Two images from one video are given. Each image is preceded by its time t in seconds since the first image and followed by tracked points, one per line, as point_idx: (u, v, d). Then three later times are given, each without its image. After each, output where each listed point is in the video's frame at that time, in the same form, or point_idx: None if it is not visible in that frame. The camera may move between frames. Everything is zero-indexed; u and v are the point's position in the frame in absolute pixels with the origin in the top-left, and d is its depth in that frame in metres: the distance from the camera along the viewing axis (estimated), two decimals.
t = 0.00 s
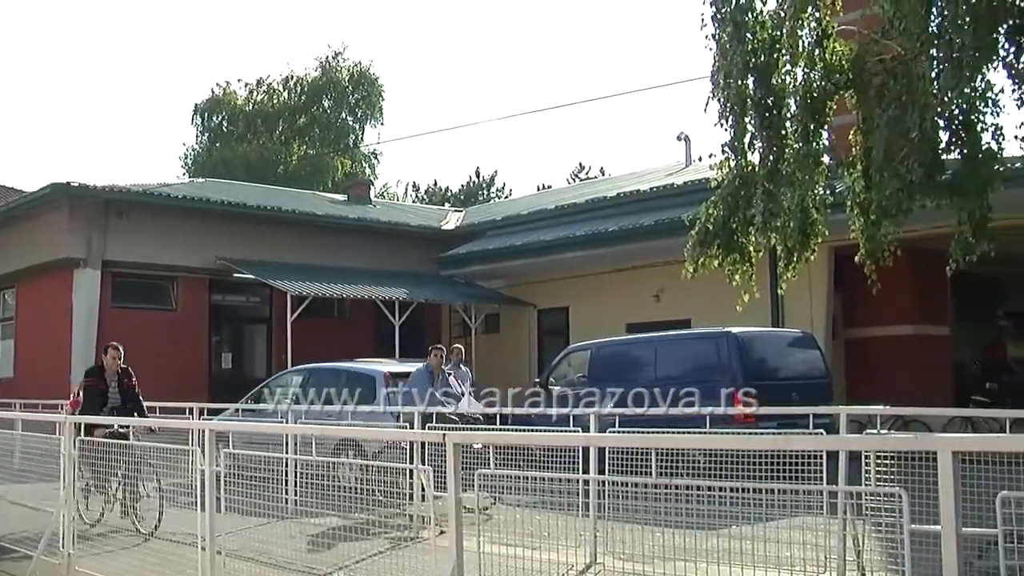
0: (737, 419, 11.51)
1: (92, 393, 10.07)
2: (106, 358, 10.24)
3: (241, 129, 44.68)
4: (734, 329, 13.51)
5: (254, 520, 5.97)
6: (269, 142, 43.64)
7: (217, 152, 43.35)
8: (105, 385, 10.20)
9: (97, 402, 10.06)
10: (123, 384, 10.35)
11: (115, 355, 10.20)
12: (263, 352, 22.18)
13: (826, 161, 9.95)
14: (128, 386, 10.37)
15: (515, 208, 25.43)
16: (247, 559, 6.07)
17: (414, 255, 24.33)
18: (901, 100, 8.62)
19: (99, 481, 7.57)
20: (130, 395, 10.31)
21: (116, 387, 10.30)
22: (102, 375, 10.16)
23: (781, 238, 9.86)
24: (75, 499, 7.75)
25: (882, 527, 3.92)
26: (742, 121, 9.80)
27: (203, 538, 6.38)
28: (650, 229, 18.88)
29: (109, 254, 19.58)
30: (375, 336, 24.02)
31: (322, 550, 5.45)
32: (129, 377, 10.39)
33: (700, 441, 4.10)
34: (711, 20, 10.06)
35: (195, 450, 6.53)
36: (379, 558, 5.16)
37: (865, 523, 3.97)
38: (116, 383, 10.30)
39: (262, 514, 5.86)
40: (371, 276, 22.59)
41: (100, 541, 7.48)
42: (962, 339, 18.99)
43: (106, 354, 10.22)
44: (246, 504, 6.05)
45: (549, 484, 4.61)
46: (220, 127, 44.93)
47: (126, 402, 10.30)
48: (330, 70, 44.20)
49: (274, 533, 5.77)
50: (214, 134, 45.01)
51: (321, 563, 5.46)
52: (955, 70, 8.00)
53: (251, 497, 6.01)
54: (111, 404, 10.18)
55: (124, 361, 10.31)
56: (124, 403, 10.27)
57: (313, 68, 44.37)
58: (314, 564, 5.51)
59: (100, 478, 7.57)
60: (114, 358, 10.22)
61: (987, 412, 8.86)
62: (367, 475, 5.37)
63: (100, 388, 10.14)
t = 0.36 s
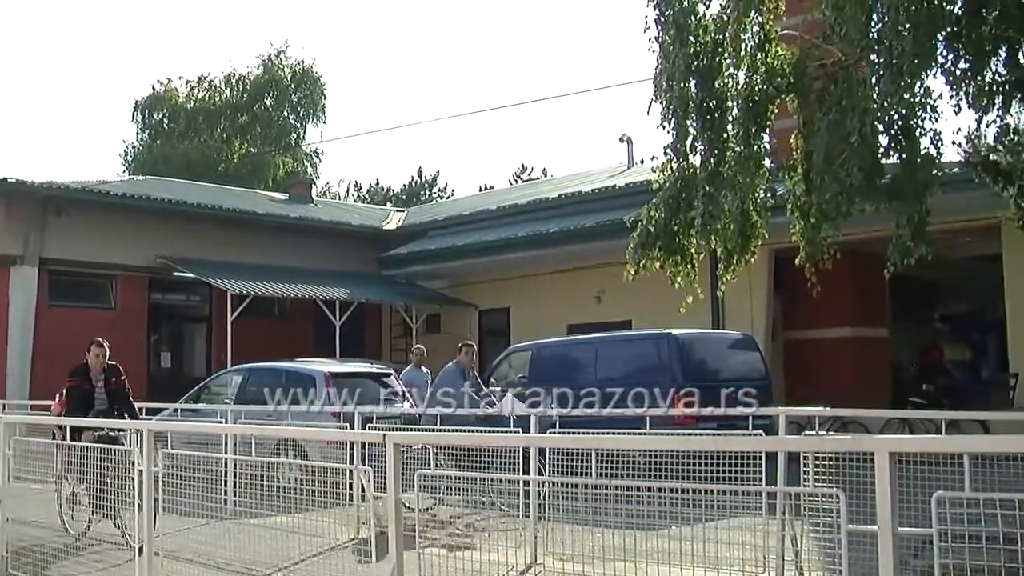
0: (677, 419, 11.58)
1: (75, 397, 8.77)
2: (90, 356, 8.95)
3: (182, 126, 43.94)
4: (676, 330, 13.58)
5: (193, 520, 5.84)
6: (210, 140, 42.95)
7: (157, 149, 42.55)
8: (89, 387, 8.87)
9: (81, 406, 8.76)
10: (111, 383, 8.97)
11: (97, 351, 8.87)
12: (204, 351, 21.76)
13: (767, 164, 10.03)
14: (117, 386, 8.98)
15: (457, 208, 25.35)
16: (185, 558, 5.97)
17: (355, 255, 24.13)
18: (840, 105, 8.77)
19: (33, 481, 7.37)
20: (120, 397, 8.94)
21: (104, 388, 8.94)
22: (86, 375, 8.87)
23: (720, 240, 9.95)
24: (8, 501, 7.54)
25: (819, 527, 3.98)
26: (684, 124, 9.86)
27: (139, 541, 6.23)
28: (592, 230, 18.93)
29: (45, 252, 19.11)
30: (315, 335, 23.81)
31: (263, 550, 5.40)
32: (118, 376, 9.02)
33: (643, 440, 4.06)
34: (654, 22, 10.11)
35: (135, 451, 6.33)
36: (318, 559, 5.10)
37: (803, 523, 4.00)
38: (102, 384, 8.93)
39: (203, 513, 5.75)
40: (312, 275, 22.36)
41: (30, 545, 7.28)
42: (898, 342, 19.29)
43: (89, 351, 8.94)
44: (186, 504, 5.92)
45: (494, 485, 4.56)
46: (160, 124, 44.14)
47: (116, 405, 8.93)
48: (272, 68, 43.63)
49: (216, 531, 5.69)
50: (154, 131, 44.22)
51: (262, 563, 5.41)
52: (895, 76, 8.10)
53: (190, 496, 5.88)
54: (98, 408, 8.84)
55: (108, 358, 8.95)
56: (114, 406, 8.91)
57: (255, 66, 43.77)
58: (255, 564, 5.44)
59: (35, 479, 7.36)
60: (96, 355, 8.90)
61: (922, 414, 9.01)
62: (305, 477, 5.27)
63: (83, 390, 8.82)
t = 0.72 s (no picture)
0: (620, 420, 11.59)
1: (73, 396, 7.70)
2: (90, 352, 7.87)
3: (124, 123, 43.15)
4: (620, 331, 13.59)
5: (133, 522, 5.72)
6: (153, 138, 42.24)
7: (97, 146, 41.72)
8: (87, 386, 7.79)
9: (78, 407, 7.70)
10: (112, 384, 7.90)
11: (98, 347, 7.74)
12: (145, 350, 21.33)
13: (711, 167, 10.07)
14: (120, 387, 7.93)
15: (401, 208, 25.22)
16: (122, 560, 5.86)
17: (298, 254, 23.87)
18: (783, 109, 8.86)
19: None
20: (122, 399, 7.90)
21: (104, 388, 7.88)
22: (85, 373, 7.80)
23: (662, 242, 9.99)
24: None
25: (761, 527, 3.87)
26: (627, 126, 9.88)
27: (77, 543, 6.09)
28: (537, 231, 18.91)
29: None
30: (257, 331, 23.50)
31: (203, 551, 5.29)
32: (120, 374, 7.95)
33: (585, 442, 4.06)
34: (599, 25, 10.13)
35: (73, 452, 6.18)
36: (259, 560, 5.01)
37: (745, 523, 3.87)
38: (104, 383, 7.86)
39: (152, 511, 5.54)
40: (254, 274, 22.08)
41: None
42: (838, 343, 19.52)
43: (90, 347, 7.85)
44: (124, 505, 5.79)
45: (436, 485, 4.46)
46: (102, 121, 43.33)
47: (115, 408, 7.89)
48: (216, 65, 42.98)
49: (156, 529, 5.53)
50: (96, 128, 43.39)
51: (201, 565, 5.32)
52: (837, 81, 8.24)
53: (130, 498, 5.75)
54: (96, 410, 7.78)
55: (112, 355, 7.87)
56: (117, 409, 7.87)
57: (198, 63, 43.09)
58: (195, 566, 5.34)
59: None
60: (99, 352, 7.82)
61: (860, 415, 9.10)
62: (245, 477, 5.16)
63: (82, 388, 7.75)
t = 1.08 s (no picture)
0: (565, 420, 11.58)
1: (88, 399, 6.61)
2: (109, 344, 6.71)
3: (67, 119, 42.29)
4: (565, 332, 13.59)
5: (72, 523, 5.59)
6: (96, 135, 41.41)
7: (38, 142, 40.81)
8: (103, 387, 6.70)
9: (93, 412, 6.63)
10: (130, 384, 6.82)
11: (121, 343, 6.62)
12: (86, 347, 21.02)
13: (656, 169, 10.08)
14: (139, 388, 6.85)
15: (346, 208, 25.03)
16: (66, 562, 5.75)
17: (242, 253, 23.56)
18: (729, 112, 8.97)
19: None
20: (142, 402, 6.84)
21: (121, 387, 6.80)
22: (104, 371, 6.67)
23: (607, 243, 10.04)
24: None
25: (704, 527, 3.89)
26: (574, 127, 9.92)
27: (17, 544, 5.95)
28: (483, 231, 18.85)
29: None
30: (201, 331, 23.18)
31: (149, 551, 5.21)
32: (140, 372, 6.86)
33: (532, 443, 4.01)
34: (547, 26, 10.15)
35: (11, 450, 6.04)
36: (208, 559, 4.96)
37: (688, 523, 3.91)
38: (121, 384, 6.77)
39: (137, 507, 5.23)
40: (198, 273, 21.77)
41: None
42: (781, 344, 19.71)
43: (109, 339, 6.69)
44: (62, 506, 5.65)
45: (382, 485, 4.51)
46: (45, 118, 42.44)
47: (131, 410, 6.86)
48: (161, 62, 42.20)
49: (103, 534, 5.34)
50: (39, 124, 42.50)
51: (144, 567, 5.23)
52: (784, 84, 8.33)
53: (67, 498, 5.61)
54: (111, 414, 6.73)
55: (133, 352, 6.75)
56: (136, 412, 6.83)
57: (143, 60, 42.30)
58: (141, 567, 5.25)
59: None
60: (120, 348, 6.67)
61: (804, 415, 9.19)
62: (183, 478, 5.03)
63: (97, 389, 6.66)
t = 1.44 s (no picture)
0: (509, 424, 11.43)
1: (125, 401, 5.88)
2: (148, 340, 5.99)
3: (10, 114, 41.32)
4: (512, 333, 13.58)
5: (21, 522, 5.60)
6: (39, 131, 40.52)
7: None
8: (141, 388, 5.97)
9: (130, 416, 5.90)
10: (168, 384, 6.11)
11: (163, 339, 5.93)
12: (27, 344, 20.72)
13: (603, 169, 10.14)
14: (177, 388, 6.16)
15: (292, 207, 24.76)
16: (18, 567, 5.73)
17: (186, 252, 23.20)
18: (676, 114, 9.02)
19: None
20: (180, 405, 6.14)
21: (157, 386, 6.10)
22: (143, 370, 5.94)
23: (554, 243, 10.06)
24: None
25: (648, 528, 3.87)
26: (521, 128, 9.90)
27: None
28: (431, 232, 18.75)
29: None
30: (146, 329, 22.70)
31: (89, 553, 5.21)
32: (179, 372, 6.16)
33: (479, 445, 3.99)
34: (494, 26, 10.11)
35: None
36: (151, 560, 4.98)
37: (632, 525, 3.89)
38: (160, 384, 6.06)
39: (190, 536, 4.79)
40: (141, 271, 21.41)
41: None
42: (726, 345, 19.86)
43: (147, 333, 5.97)
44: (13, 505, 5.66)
45: (326, 487, 4.42)
46: None
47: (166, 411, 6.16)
48: (107, 58, 41.26)
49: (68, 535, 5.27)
50: None
51: (96, 571, 5.13)
52: (730, 87, 8.33)
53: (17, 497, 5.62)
54: (148, 416, 6.04)
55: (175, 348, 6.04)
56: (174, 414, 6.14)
57: (88, 56, 41.40)
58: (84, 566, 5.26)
59: None
60: (162, 343, 5.96)
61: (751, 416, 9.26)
62: (125, 478, 5.03)
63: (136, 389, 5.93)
